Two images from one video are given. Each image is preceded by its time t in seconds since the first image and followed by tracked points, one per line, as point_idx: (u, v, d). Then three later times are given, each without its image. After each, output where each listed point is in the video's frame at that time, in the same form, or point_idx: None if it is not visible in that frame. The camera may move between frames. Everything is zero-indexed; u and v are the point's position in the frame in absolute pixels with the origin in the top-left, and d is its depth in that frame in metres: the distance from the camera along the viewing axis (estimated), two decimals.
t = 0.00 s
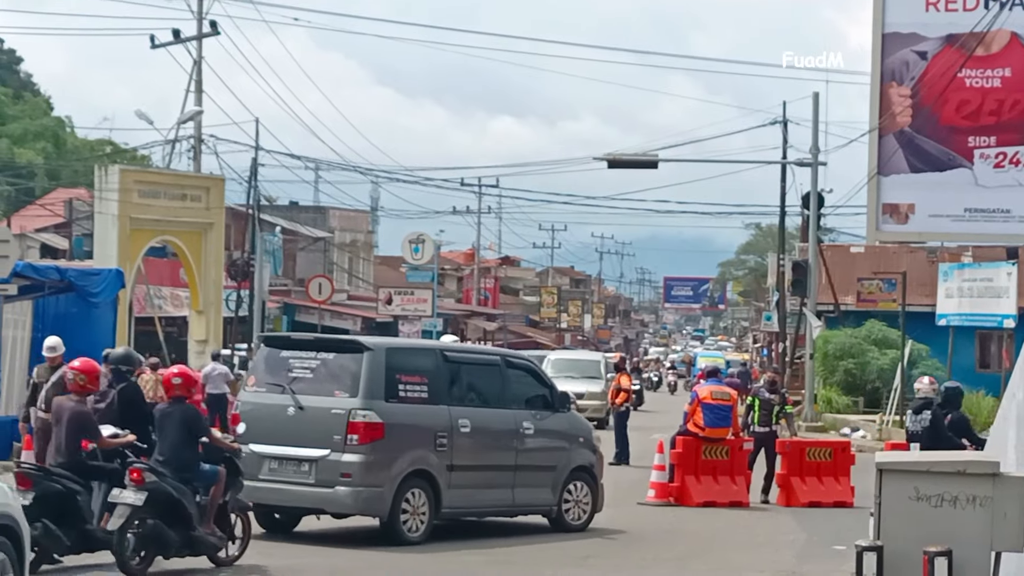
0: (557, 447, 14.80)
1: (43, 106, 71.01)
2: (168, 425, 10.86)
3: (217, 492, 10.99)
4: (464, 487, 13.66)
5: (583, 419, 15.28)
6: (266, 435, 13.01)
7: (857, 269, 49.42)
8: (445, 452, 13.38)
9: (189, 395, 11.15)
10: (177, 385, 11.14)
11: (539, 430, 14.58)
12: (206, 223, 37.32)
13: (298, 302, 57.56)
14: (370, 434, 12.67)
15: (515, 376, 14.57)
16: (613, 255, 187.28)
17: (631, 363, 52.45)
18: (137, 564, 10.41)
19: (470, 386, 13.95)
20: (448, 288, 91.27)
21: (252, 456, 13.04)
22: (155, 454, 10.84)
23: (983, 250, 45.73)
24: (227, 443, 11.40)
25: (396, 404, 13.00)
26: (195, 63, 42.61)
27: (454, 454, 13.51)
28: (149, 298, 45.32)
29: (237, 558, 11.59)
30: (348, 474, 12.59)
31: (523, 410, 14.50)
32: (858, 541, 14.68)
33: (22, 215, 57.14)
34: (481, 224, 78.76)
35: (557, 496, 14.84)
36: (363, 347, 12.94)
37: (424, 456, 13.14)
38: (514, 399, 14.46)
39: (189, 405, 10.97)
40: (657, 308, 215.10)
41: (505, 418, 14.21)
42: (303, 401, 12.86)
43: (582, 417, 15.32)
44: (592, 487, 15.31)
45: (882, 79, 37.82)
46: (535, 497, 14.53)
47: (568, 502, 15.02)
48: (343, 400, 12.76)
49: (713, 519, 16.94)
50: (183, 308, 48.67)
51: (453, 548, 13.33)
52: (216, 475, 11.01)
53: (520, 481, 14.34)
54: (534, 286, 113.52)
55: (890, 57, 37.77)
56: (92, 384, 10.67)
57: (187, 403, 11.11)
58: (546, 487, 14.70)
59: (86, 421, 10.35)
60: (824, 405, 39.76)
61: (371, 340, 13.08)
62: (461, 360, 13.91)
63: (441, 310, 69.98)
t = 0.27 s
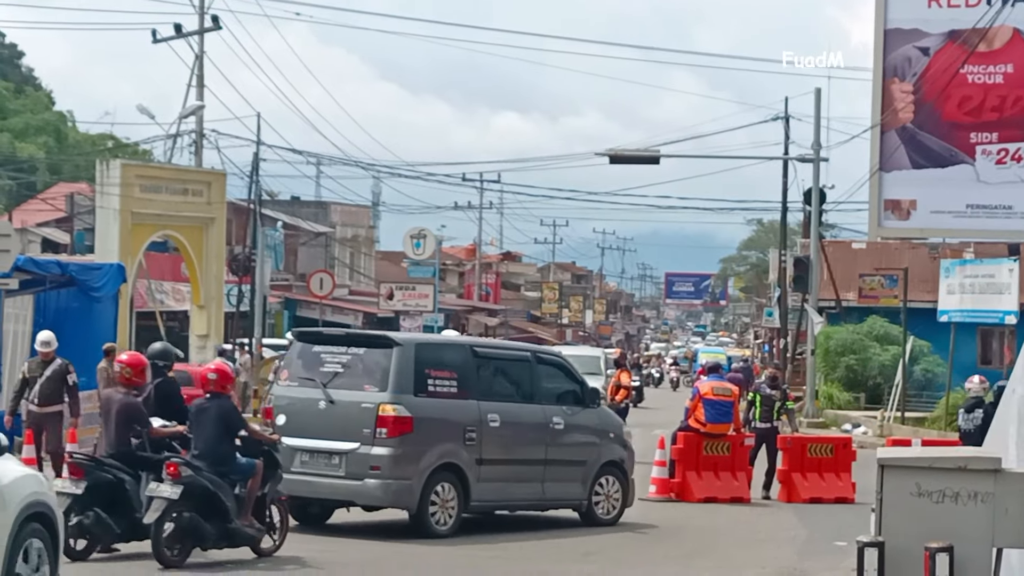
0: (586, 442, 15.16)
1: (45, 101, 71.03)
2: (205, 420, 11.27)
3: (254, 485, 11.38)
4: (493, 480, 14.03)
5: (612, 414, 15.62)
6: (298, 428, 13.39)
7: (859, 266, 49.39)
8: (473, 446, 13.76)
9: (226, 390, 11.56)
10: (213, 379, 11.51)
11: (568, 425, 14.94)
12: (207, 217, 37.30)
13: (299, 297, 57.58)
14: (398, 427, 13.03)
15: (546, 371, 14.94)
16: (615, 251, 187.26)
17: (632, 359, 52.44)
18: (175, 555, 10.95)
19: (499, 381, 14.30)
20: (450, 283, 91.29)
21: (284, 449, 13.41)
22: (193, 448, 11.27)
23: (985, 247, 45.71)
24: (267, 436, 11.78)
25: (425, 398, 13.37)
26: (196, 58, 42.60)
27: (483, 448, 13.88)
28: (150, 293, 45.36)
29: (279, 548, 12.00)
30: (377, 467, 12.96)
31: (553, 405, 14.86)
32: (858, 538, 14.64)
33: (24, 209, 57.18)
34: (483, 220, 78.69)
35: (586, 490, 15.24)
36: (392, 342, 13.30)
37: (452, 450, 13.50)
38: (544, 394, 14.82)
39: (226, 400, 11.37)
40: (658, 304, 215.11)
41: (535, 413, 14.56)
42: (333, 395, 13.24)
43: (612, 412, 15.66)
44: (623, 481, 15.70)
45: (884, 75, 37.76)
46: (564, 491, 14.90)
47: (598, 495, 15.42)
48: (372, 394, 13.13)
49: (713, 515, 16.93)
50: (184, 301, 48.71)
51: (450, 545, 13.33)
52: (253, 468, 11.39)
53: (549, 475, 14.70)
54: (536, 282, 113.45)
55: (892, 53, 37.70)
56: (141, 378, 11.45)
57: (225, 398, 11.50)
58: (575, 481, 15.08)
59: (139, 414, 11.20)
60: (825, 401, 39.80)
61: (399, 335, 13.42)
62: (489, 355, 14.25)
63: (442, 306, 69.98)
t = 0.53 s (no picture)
0: (618, 437, 15.32)
1: (48, 95, 71.04)
2: (245, 414, 11.66)
3: (293, 477, 11.74)
4: (526, 474, 14.23)
5: (644, 409, 15.78)
6: (332, 422, 13.66)
7: (863, 261, 49.31)
8: (505, 440, 13.96)
9: (265, 384, 11.91)
10: (251, 374, 11.88)
11: (600, 419, 15.12)
12: (211, 212, 37.31)
13: (302, 292, 57.60)
14: (430, 421, 13.28)
15: (578, 365, 15.12)
16: (619, 246, 187.16)
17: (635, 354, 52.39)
18: (214, 544, 11.40)
19: (532, 376, 14.50)
20: (453, 278, 91.25)
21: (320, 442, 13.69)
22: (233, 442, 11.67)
23: (989, 242, 45.64)
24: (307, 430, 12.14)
25: (457, 393, 13.60)
26: (199, 52, 42.59)
27: (515, 442, 14.08)
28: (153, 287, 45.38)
29: (319, 539, 12.39)
30: (410, 460, 13.24)
31: (585, 400, 15.04)
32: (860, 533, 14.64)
33: (26, 203, 57.20)
34: (486, 214, 78.64)
35: (619, 484, 15.41)
36: (424, 338, 13.54)
37: (484, 444, 13.73)
38: (575, 389, 15.00)
39: (265, 395, 11.73)
40: (661, 298, 214.97)
41: (568, 408, 14.75)
42: (367, 390, 13.52)
43: (644, 407, 15.82)
44: (656, 475, 15.85)
45: (887, 70, 37.75)
46: (597, 485, 15.09)
47: (632, 489, 15.56)
48: (405, 389, 13.40)
49: (717, 510, 16.94)
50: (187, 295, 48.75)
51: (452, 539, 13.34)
52: (291, 461, 11.75)
53: (582, 469, 14.88)
54: (539, 276, 113.35)
55: (896, 49, 37.71)
56: (185, 370, 11.77)
57: (264, 392, 11.87)
58: (608, 475, 15.25)
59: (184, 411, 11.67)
60: (828, 397, 39.75)
61: (432, 331, 13.66)
62: (522, 350, 14.45)
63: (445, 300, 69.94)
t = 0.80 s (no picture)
0: (659, 437, 15.31)
1: (56, 95, 71.23)
2: (287, 413, 11.70)
3: (337, 475, 11.82)
4: (565, 474, 14.29)
5: (686, 410, 15.75)
6: (376, 422, 13.83)
7: (870, 261, 49.24)
8: (544, 440, 14.03)
9: (311, 384, 11.88)
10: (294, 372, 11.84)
11: (640, 420, 15.11)
12: (218, 212, 37.35)
13: (310, 292, 57.67)
14: (469, 421, 13.40)
15: (618, 367, 15.11)
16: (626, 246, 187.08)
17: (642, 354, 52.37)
18: (258, 540, 11.59)
19: (572, 378, 14.55)
20: (460, 278, 91.28)
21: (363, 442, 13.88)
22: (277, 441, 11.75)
23: (997, 242, 45.55)
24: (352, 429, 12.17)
25: (496, 394, 13.69)
26: (207, 53, 42.65)
27: (554, 442, 14.14)
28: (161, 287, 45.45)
29: (366, 536, 12.45)
30: (448, 459, 13.35)
31: (625, 401, 15.05)
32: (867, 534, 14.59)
33: (35, 203, 57.36)
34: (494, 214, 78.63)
35: (660, 484, 15.40)
36: (463, 339, 13.64)
37: (522, 443, 13.80)
38: (615, 390, 14.99)
39: (307, 394, 11.75)
40: (669, 298, 214.81)
41: (608, 408, 14.77)
42: (408, 390, 13.67)
43: (686, 408, 15.80)
44: (697, 475, 15.82)
45: (895, 70, 37.77)
46: (638, 486, 15.11)
47: (672, 490, 15.55)
48: (445, 389, 13.52)
49: (724, 510, 16.90)
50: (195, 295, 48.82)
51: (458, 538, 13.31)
52: (335, 459, 11.83)
53: (622, 469, 14.91)
54: (546, 276, 113.29)
55: (904, 48, 37.72)
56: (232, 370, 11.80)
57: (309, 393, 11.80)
58: (649, 475, 15.26)
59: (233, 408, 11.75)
60: (836, 396, 39.69)
61: (471, 332, 13.77)
62: (563, 352, 14.50)
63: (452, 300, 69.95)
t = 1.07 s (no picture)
0: (693, 439, 15.31)
1: (58, 97, 71.28)
2: (324, 414, 11.86)
3: (374, 475, 11.99)
4: (600, 475, 14.32)
5: (721, 412, 15.74)
6: (413, 424, 13.93)
7: (871, 262, 49.25)
8: (578, 442, 14.07)
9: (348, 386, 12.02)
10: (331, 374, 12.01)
11: (675, 422, 15.12)
12: (219, 214, 37.36)
13: (311, 293, 57.74)
14: (503, 423, 13.46)
15: (654, 370, 15.13)
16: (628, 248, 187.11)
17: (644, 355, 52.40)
18: (297, 539, 11.75)
19: (607, 380, 14.57)
20: (461, 280, 91.31)
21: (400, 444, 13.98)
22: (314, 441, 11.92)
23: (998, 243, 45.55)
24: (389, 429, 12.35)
25: (530, 396, 13.75)
26: (209, 55, 42.68)
27: (589, 443, 14.18)
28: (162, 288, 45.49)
29: (404, 536, 12.61)
30: (482, 460, 13.44)
31: (660, 402, 15.07)
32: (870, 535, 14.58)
33: (36, 205, 57.40)
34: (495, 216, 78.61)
35: (696, 485, 15.40)
36: (497, 343, 13.71)
37: (556, 445, 13.85)
38: (650, 392, 15.01)
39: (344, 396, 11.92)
40: (670, 299, 214.77)
41: (643, 410, 14.79)
42: (444, 393, 13.76)
43: (721, 409, 15.79)
44: (733, 476, 15.82)
45: (897, 71, 37.78)
46: (674, 487, 15.12)
47: (708, 491, 15.56)
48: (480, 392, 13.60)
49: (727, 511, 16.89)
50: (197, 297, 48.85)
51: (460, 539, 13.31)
52: (372, 459, 12.01)
53: (658, 471, 14.92)
54: (548, 278, 113.24)
55: (906, 49, 37.72)
56: (272, 373, 11.97)
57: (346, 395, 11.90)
58: (685, 477, 15.27)
59: (270, 410, 11.93)
60: (838, 398, 39.68)
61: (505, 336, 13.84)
62: (597, 355, 14.53)
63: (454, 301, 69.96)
